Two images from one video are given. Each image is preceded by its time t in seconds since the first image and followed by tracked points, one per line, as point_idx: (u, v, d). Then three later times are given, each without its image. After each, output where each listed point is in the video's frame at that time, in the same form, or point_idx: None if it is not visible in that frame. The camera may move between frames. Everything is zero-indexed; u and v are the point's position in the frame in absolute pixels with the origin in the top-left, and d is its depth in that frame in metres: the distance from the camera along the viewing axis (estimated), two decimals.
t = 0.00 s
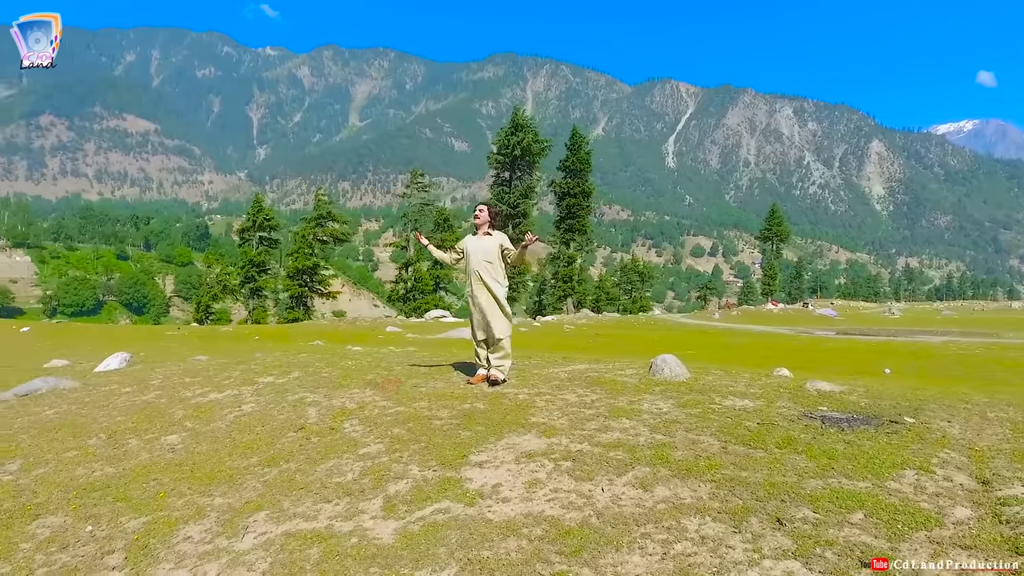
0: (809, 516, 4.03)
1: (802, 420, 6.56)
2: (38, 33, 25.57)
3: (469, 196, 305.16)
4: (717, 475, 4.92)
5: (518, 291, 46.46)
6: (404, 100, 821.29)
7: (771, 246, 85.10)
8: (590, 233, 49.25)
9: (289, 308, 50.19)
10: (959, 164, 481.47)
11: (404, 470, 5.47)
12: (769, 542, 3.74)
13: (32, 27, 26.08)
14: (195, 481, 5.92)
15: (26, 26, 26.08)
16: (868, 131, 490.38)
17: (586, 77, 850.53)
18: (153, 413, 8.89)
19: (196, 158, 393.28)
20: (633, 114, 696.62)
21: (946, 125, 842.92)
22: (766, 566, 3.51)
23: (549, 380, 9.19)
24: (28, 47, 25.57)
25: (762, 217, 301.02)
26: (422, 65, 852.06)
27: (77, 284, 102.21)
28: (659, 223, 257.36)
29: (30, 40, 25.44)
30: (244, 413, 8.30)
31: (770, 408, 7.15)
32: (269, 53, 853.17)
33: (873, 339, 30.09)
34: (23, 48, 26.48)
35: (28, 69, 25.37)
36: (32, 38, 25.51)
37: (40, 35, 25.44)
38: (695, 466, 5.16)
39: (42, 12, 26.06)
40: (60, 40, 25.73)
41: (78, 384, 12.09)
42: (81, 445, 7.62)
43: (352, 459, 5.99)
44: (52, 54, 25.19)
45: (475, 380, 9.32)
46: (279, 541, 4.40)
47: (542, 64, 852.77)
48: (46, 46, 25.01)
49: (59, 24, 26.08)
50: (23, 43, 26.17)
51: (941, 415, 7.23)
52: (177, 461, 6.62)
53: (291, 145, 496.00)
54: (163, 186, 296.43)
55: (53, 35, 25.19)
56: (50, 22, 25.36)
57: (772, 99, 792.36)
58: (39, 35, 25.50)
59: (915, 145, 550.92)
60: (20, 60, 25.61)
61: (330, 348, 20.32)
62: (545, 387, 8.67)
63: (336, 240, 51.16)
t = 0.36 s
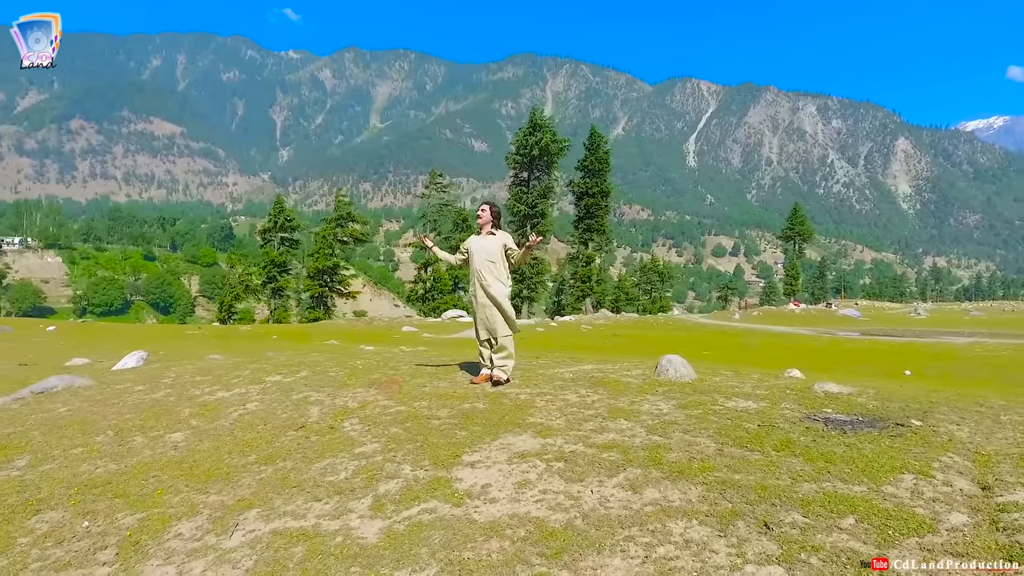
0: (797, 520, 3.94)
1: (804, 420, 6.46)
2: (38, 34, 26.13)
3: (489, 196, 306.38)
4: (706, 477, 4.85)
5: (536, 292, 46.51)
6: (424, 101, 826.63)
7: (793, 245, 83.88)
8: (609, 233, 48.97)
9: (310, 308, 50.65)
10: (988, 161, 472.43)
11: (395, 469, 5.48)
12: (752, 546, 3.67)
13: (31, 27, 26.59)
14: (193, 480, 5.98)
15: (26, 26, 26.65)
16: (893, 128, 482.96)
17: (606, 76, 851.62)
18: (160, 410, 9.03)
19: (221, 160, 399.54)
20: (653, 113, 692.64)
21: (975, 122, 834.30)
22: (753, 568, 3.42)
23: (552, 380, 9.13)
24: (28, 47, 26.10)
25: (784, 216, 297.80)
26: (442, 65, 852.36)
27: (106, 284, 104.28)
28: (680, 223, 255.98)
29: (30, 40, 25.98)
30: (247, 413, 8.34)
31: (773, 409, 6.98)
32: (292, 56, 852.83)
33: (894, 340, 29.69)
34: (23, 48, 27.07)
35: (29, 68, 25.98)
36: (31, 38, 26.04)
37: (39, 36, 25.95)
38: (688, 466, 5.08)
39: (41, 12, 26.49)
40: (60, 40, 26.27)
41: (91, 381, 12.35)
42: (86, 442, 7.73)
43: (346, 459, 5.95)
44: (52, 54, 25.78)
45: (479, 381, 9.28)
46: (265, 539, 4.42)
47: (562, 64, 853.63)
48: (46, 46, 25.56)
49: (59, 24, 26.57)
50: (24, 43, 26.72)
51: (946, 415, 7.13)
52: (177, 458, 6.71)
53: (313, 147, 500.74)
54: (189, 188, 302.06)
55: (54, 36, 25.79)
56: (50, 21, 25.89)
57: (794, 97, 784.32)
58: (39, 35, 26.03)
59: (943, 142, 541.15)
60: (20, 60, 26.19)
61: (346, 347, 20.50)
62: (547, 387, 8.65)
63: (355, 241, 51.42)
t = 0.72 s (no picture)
0: (790, 526, 3.87)
1: (810, 423, 6.31)
2: (38, 33, 25.11)
3: (510, 196, 306.49)
4: (705, 480, 4.76)
5: (555, 292, 46.11)
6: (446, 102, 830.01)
7: (817, 245, 82.67)
8: (629, 233, 48.60)
9: (332, 308, 51.10)
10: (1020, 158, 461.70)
11: (395, 470, 5.46)
12: (744, 551, 3.60)
13: (31, 26, 25.55)
14: (196, 477, 6.06)
15: (26, 26, 25.69)
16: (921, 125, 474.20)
17: (627, 75, 848.48)
18: (172, 409, 9.16)
19: (246, 161, 405.21)
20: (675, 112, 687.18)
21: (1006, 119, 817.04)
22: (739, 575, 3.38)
23: (559, 381, 9.09)
24: (28, 47, 25.16)
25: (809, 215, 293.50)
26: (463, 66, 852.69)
27: (135, 284, 106.80)
28: (702, 222, 253.84)
29: (31, 40, 25.03)
30: (255, 412, 8.42)
31: (779, 412, 6.86)
32: (316, 58, 851.85)
33: (920, 341, 29.20)
34: (23, 48, 26.21)
35: (28, 69, 25.05)
36: (32, 37, 25.08)
37: (39, 35, 24.97)
38: (685, 467, 5.04)
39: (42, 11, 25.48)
40: (60, 39, 25.29)
41: (110, 380, 12.62)
42: (98, 440, 7.85)
43: (345, 459, 5.95)
44: (53, 54, 24.86)
45: (485, 382, 9.30)
46: (260, 536, 4.48)
47: (582, 63, 853.16)
48: (46, 46, 24.61)
49: (60, 24, 25.60)
50: (24, 42, 25.82)
51: (960, 417, 6.98)
52: (184, 454, 6.82)
53: (336, 148, 505.49)
54: (215, 190, 306.76)
55: (53, 36, 24.81)
56: (50, 21, 24.91)
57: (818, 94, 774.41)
58: (39, 36, 25.07)
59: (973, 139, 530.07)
60: (21, 61, 25.24)
61: (362, 347, 20.64)
62: (552, 387, 8.60)
63: (376, 241, 51.75)
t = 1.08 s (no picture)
0: (780, 529, 3.81)
1: (815, 425, 6.19)
2: (39, 33, 25.57)
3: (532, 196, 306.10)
4: (700, 482, 4.68)
5: (576, 292, 45.86)
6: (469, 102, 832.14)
7: (844, 245, 81.04)
8: (650, 233, 48.15)
9: (355, 307, 51.61)
10: None
11: (394, 465, 5.51)
12: (728, 553, 3.56)
13: (33, 26, 26.06)
14: (200, 473, 6.16)
15: (27, 26, 26.21)
16: (954, 123, 462.84)
17: (650, 74, 843.07)
18: (184, 406, 9.32)
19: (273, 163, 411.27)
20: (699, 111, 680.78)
21: None
22: None
23: (567, 382, 9.05)
24: (29, 47, 25.67)
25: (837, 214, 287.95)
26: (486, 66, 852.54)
27: (165, 283, 108.89)
28: (727, 222, 250.81)
29: (32, 40, 25.50)
30: (263, 409, 8.58)
31: (780, 412, 6.83)
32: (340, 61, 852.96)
33: (949, 342, 28.57)
34: (24, 48, 26.71)
35: (29, 69, 25.57)
36: (33, 38, 25.59)
37: (40, 35, 25.41)
38: (680, 471, 4.96)
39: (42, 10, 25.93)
40: (60, 39, 25.75)
41: (132, 377, 12.93)
42: (113, 433, 8.08)
43: (342, 457, 6.03)
44: (52, 53, 25.28)
45: (493, 380, 9.29)
46: (253, 534, 4.52)
47: (605, 63, 850.15)
48: (46, 46, 25.07)
49: (60, 24, 26.01)
50: (24, 43, 26.33)
51: (966, 420, 6.86)
52: (191, 452, 6.93)
53: (361, 149, 510.04)
54: (242, 191, 311.77)
55: (54, 36, 25.22)
56: (50, 21, 25.32)
57: (847, 91, 759.85)
58: (40, 35, 25.51)
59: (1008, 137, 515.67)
60: (22, 60, 25.78)
61: (380, 347, 20.82)
62: (557, 388, 8.56)
63: (398, 241, 52.08)
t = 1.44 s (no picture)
0: (771, 532, 3.75)
1: (820, 428, 6.09)
2: (39, 33, 26.32)
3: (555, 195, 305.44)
4: (694, 485, 4.63)
5: (599, 292, 45.53)
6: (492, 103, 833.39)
7: (872, 244, 79.31)
8: (672, 233, 47.56)
9: (377, 307, 52.06)
10: None
11: (391, 466, 5.53)
12: (716, 558, 3.50)
13: (32, 26, 26.68)
14: (204, 469, 6.24)
15: (27, 26, 26.84)
16: (989, 120, 450.90)
17: (674, 73, 835.98)
18: (196, 404, 9.41)
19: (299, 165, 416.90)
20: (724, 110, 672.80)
21: None
22: None
23: (574, 382, 9.03)
24: (28, 47, 26.27)
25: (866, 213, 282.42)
26: (509, 67, 852.43)
27: (195, 283, 111.30)
28: (753, 221, 247.49)
29: (31, 40, 26.17)
30: (275, 407, 8.70)
31: (791, 417, 6.66)
32: (365, 63, 852.97)
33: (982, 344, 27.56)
34: (23, 48, 27.28)
35: (29, 68, 26.14)
36: (32, 38, 26.24)
37: (40, 35, 26.14)
38: (678, 473, 4.90)
39: (42, 12, 26.60)
40: (60, 39, 26.51)
41: (151, 374, 13.16)
42: (127, 431, 8.20)
43: (344, 456, 6.06)
44: (52, 53, 26.01)
45: (501, 381, 9.30)
46: (248, 530, 4.58)
47: (629, 62, 845.53)
48: (46, 46, 25.80)
49: (60, 24, 26.72)
50: (24, 42, 26.92)
51: (988, 425, 6.61)
52: (200, 449, 7.07)
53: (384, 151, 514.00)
54: (269, 193, 316.76)
55: (53, 36, 25.98)
56: (50, 22, 26.07)
57: (877, 87, 743.60)
58: (39, 35, 26.22)
59: None
60: (21, 61, 26.40)
61: (397, 347, 20.91)
62: (565, 387, 8.52)
63: (420, 242, 52.33)
